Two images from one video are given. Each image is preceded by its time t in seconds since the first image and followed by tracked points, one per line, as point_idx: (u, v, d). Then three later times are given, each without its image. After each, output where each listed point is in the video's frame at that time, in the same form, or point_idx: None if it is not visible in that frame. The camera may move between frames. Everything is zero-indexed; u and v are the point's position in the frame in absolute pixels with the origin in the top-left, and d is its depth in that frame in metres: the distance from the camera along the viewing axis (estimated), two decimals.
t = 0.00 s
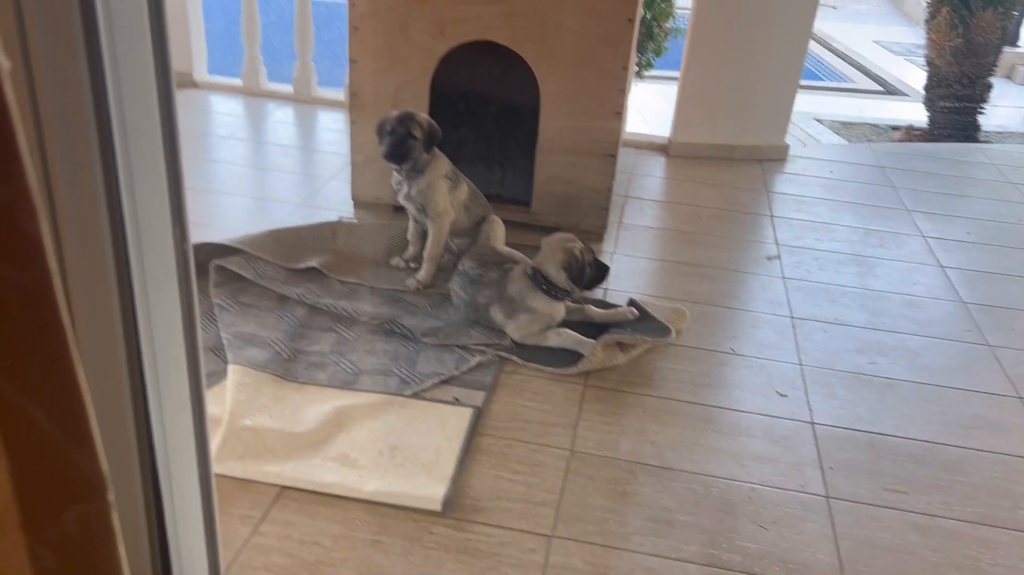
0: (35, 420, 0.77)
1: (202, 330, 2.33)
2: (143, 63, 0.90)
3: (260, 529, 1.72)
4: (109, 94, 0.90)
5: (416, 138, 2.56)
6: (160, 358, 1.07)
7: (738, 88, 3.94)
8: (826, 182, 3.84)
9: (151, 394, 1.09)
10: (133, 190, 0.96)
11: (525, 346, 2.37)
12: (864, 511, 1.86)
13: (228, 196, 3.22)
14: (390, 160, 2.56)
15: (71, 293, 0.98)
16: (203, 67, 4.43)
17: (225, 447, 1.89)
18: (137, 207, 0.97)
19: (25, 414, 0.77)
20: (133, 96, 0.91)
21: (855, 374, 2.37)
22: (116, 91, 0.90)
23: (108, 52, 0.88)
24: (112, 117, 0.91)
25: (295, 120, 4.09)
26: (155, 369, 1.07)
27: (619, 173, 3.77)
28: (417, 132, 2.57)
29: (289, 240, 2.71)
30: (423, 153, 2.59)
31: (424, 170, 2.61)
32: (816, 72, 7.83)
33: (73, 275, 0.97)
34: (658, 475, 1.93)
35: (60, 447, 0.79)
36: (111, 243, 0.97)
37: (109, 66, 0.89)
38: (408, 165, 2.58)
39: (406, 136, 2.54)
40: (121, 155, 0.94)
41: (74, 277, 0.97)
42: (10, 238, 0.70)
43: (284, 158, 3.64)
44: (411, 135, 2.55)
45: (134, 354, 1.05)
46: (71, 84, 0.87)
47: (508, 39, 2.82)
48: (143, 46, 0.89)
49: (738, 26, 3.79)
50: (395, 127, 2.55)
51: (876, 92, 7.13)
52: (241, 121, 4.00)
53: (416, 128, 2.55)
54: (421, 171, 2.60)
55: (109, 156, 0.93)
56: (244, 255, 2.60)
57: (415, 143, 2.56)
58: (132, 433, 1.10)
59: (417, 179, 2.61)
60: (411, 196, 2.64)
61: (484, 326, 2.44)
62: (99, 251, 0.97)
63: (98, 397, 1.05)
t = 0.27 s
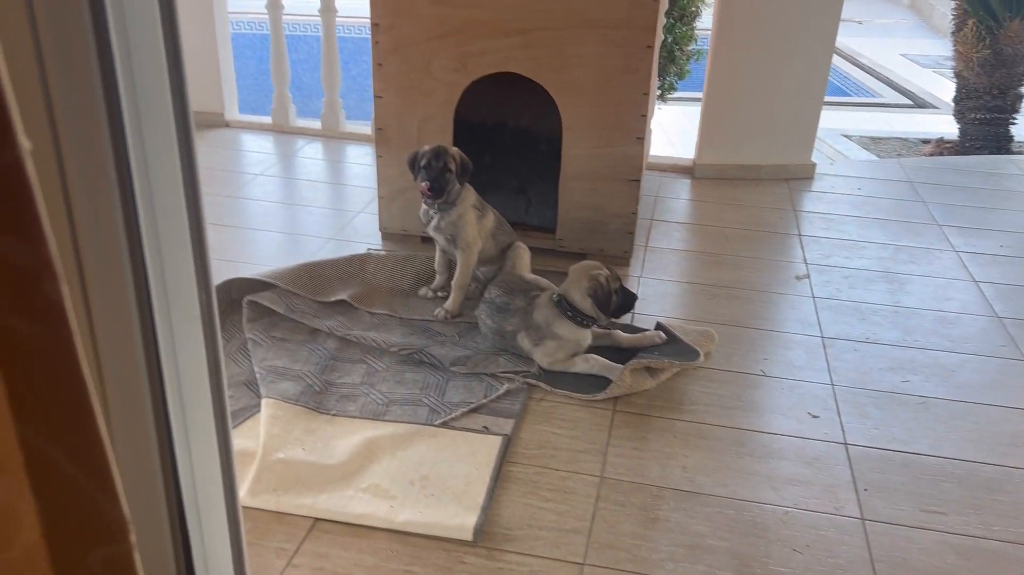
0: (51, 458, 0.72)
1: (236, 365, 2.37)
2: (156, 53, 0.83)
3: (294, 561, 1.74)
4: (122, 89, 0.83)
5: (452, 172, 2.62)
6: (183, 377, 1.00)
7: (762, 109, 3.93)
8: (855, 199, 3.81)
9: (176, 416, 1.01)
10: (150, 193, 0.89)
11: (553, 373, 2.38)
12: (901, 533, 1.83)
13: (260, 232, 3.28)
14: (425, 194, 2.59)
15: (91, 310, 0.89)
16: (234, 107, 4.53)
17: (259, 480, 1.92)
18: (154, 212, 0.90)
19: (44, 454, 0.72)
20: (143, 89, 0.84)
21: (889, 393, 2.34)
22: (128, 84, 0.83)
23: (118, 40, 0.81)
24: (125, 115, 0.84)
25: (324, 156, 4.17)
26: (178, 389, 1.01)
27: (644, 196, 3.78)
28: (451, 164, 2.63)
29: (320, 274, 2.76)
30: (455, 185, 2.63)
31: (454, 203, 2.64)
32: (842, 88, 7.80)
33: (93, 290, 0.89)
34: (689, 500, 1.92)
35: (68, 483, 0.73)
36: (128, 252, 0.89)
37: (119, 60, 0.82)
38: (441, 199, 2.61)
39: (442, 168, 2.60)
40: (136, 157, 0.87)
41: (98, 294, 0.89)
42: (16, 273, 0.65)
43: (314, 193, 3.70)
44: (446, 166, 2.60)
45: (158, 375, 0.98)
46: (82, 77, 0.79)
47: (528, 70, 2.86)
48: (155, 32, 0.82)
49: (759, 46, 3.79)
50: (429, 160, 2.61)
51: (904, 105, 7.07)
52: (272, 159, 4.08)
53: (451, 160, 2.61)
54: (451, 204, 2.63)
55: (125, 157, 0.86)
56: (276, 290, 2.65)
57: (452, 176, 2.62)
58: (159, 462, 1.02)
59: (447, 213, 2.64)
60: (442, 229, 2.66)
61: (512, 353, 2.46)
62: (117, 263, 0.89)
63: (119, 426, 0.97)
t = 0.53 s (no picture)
0: (65, 495, 0.68)
1: (262, 395, 2.39)
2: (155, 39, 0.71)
3: None
4: (121, 81, 0.70)
5: (473, 197, 2.63)
6: (202, 423, 0.87)
7: (782, 123, 3.92)
8: (878, 211, 3.78)
9: (194, 467, 0.87)
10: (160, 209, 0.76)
11: (576, 395, 2.38)
12: (933, 550, 1.80)
13: (285, 261, 3.33)
14: (448, 219, 2.61)
15: (102, 348, 0.77)
16: (258, 138, 4.59)
17: (286, 508, 1.94)
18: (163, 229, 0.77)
19: (57, 497, 0.68)
20: (147, 84, 0.71)
21: (918, 407, 2.31)
22: (130, 76, 0.70)
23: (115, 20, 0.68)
24: (127, 113, 0.71)
25: (347, 184, 4.22)
26: (194, 437, 0.86)
27: (664, 215, 3.78)
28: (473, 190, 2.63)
29: (343, 301, 2.78)
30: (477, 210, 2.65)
31: (476, 228, 2.65)
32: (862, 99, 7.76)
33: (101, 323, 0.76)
34: (716, 519, 1.91)
35: (87, 526, 0.70)
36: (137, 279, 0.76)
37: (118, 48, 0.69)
38: (464, 224, 2.61)
39: (465, 193, 2.60)
40: (142, 162, 0.73)
41: (106, 329, 0.76)
42: (28, 329, 0.63)
43: (337, 221, 3.75)
44: (468, 191, 2.60)
45: (172, 422, 0.84)
46: (82, 79, 0.67)
47: (545, 94, 2.89)
48: (156, 15, 0.70)
49: (775, 61, 3.79)
50: (450, 186, 2.62)
51: (927, 114, 7.02)
52: (296, 189, 4.14)
53: (472, 185, 2.62)
54: (474, 229, 2.65)
55: (129, 165, 0.73)
56: (301, 318, 2.67)
57: (473, 202, 2.63)
58: (179, 525, 0.88)
59: (469, 238, 2.65)
60: (464, 253, 2.68)
61: (535, 375, 2.46)
62: (128, 291, 0.76)
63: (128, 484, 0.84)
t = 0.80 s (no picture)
0: (38, 526, 0.61)
1: (271, 412, 2.39)
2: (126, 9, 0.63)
3: None
4: (85, 53, 0.61)
5: (480, 209, 2.63)
6: (194, 445, 0.78)
7: (788, 126, 3.89)
8: (887, 212, 3.75)
9: (188, 499, 0.77)
10: (139, 201, 0.67)
11: (586, 404, 2.36)
12: (952, 553, 1.77)
13: (293, 278, 3.33)
14: (454, 231, 2.60)
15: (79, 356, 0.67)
16: (264, 156, 4.62)
17: (296, 525, 1.92)
18: (144, 224, 0.68)
19: (27, 526, 0.61)
20: (118, 59, 0.63)
21: (933, 408, 2.28)
22: (99, 50, 0.62)
23: None
24: (95, 90, 0.62)
25: (354, 199, 4.23)
26: (185, 462, 0.77)
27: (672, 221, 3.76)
28: (479, 202, 2.65)
29: (352, 316, 2.78)
30: (483, 222, 2.65)
31: (482, 240, 2.65)
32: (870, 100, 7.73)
33: (78, 334, 0.66)
34: (730, 526, 1.88)
35: (63, 557, 0.63)
36: (117, 284, 0.67)
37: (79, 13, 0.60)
38: (470, 236, 2.61)
39: (471, 204, 2.61)
40: (114, 147, 0.64)
41: (84, 343, 0.66)
42: None
43: (345, 237, 3.75)
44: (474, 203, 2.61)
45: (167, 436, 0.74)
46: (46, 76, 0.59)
47: (547, 103, 2.88)
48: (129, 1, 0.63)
49: (779, 64, 3.77)
50: (456, 198, 2.63)
51: (935, 113, 6.98)
52: (303, 205, 4.16)
53: (478, 197, 2.63)
54: (480, 240, 2.64)
55: (99, 149, 0.63)
56: (309, 334, 2.67)
57: (480, 214, 2.63)
58: None
59: (476, 249, 2.64)
60: (471, 265, 2.67)
61: (544, 386, 2.45)
62: (105, 297, 0.66)
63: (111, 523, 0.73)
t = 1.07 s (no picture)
0: None
1: (270, 421, 2.38)
2: None
3: None
4: (39, 23, 0.53)
5: (474, 212, 2.62)
6: (181, 469, 0.69)
7: (783, 121, 3.89)
8: (885, 205, 3.74)
9: (178, 531, 0.70)
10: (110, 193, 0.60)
11: (586, 405, 2.35)
12: (957, 545, 1.75)
13: (291, 287, 3.33)
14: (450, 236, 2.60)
15: (49, 372, 0.60)
16: (260, 166, 4.62)
17: (297, 534, 1.91)
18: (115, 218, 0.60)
19: None
20: (79, 32, 0.56)
21: (934, 401, 2.27)
22: (54, 19, 0.54)
23: None
24: (53, 67, 0.55)
25: (351, 207, 4.23)
26: (172, 488, 0.69)
27: (669, 220, 3.76)
28: (473, 205, 2.63)
29: (349, 324, 2.77)
30: (479, 225, 2.64)
31: (479, 244, 2.64)
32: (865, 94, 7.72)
33: (45, 340, 0.60)
34: (732, 524, 1.87)
35: (26, 566, 0.60)
36: (85, 287, 0.59)
37: None
38: (466, 240, 2.60)
39: (466, 208, 2.60)
40: (77, 130, 0.57)
41: (51, 349, 0.60)
42: None
43: (342, 244, 3.75)
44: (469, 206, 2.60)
45: (154, 462, 0.67)
46: None
47: (540, 105, 2.88)
48: None
49: (772, 59, 3.76)
50: (451, 202, 2.62)
51: (931, 105, 6.97)
52: (300, 214, 4.15)
53: (472, 200, 2.62)
54: (476, 244, 2.64)
55: (58, 133, 0.56)
56: (307, 342, 2.67)
57: (475, 217, 2.62)
58: None
59: (472, 253, 2.64)
60: (468, 269, 2.66)
61: (543, 388, 2.44)
62: (71, 299, 0.59)
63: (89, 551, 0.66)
